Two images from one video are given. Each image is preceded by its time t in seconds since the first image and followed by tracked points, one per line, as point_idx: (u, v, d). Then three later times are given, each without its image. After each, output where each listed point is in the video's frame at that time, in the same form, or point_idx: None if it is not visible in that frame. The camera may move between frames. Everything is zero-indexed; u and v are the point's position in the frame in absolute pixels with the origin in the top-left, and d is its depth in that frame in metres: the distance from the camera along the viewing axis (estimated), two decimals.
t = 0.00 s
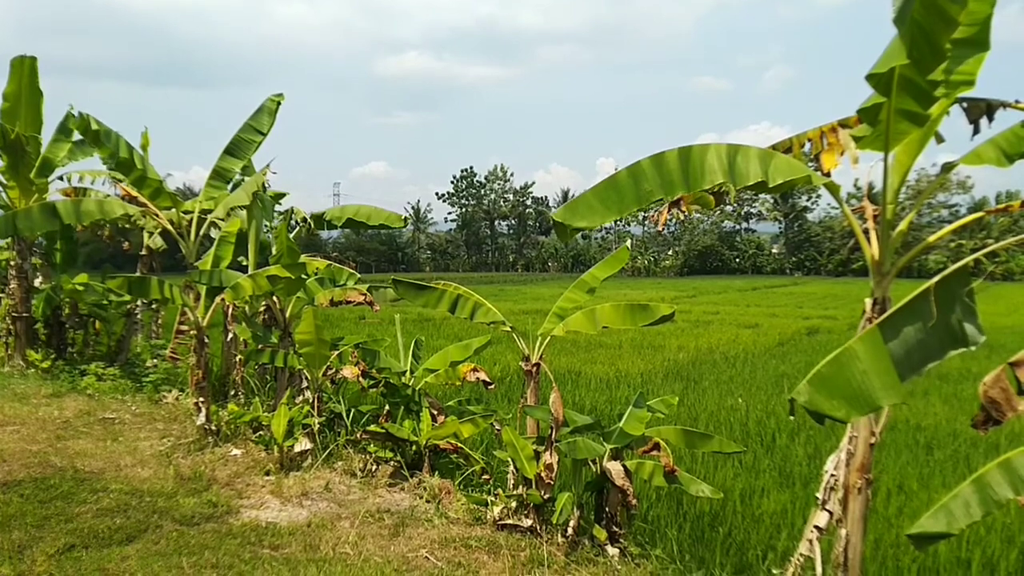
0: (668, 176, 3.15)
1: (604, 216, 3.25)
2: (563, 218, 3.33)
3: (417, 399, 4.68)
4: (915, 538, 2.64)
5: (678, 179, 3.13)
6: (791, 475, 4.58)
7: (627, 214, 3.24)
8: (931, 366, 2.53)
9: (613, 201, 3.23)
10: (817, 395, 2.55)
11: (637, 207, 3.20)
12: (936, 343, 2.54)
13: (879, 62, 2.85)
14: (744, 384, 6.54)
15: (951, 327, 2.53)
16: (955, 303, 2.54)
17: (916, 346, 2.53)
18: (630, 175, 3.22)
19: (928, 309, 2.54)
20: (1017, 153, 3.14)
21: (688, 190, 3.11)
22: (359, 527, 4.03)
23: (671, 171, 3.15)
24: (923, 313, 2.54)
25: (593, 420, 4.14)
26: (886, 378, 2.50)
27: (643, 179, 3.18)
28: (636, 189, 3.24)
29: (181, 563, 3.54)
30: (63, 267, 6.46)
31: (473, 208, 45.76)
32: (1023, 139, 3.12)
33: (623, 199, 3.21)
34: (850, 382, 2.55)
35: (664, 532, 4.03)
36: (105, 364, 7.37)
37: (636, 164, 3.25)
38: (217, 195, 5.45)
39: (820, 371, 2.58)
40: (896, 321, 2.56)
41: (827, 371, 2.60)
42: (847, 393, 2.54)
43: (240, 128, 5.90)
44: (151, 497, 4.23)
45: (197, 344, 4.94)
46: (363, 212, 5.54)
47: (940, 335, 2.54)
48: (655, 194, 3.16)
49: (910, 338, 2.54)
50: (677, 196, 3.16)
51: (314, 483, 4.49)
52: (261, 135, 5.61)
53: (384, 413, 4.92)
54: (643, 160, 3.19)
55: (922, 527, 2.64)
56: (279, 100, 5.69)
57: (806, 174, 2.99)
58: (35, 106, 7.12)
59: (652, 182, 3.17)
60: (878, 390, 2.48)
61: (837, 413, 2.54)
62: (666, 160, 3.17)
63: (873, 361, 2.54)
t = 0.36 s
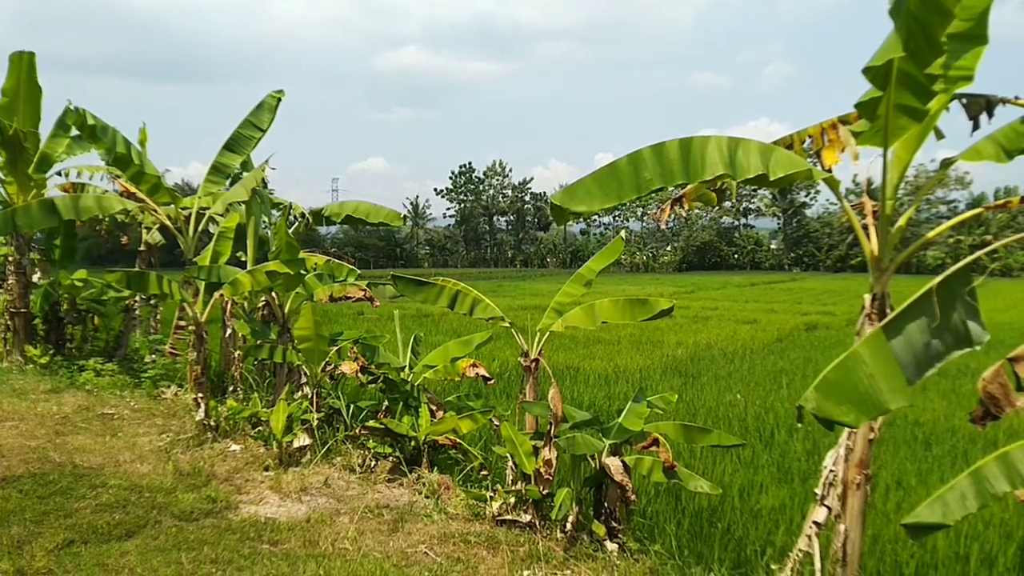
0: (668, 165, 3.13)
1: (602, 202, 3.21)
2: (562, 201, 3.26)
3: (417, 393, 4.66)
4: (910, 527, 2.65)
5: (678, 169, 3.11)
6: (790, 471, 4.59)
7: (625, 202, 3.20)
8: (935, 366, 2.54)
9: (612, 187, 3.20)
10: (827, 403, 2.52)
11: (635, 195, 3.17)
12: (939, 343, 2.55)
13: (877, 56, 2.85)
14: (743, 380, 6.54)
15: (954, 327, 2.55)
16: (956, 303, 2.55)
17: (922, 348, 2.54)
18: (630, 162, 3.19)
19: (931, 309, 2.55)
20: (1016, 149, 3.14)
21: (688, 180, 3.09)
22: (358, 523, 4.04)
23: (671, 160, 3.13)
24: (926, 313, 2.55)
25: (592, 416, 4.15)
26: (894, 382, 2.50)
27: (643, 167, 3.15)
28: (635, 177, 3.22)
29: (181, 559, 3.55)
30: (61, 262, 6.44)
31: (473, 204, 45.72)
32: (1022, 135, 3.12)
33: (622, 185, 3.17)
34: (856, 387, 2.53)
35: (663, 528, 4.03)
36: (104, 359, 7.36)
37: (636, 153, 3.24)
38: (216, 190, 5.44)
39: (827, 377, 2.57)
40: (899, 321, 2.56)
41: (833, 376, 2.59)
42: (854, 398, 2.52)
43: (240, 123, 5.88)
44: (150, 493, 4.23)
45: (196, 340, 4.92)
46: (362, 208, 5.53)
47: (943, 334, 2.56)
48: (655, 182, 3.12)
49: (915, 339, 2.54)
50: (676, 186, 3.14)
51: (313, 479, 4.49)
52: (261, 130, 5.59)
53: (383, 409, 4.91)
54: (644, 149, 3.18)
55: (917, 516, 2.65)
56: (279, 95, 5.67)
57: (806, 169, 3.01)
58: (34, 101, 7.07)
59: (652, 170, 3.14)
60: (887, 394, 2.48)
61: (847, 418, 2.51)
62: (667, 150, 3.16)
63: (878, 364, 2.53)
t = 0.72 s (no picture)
0: (671, 167, 3.14)
1: (610, 208, 3.22)
2: (570, 209, 3.27)
3: (416, 392, 4.66)
4: (909, 530, 2.65)
5: (681, 171, 3.11)
6: (789, 469, 4.59)
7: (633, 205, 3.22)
8: (937, 365, 2.54)
9: (618, 192, 3.21)
10: (828, 401, 2.52)
11: (642, 199, 3.18)
12: (940, 342, 2.55)
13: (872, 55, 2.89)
14: (742, 378, 6.54)
15: (954, 326, 2.55)
16: (956, 301, 2.55)
17: (923, 346, 2.54)
18: (634, 166, 3.19)
19: (932, 308, 2.56)
20: (1016, 148, 3.13)
21: (692, 183, 3.10)
22: (357, 521, 4.04)
23: (675, 162, 3.13)
24: (926, 312, 2.56)
25: (592, 414, 4.15)
26: (895, 379, 2.50)
27: (646, 170, 3.16)
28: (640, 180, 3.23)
29: (180, 557, 3.55)
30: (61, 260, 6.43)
31: (472, 202, 45.68)
32: (1022, 134, 3.11)
33: (627, 189, 3.18)
34: (858, 387, 2.53)
35: (662, 526, 4.03)
36: (103, 357, 7.35)
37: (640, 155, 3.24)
38: (215, 188, 5.42)
39: (828, 376, 2.57)
40: (899, 320, 2.57)
41: (835, 375, 2.58)
42: (855, 397, 2.52)
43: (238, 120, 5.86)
44: (149, 491, 4.23)
45: (195, 338, 4.92)
46: (361, 206, 5.52)
47: (944, 333, 2.55)
48: (660, 185, 3.14)
49: (917, 338, 2.54)
50: (680, 188, 3.15)
51: (312, 477, 4.49)
52: (259, 128, 5.57)
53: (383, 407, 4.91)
54: (647, 152, 3.18)
55: (916, 519, 2.65)
56: (277, 92, 5.66)
57: (806, 168, 3.00)
58: (32, 99, 7.06)
59: (657, 173, 3.15)
60: (889, 392, 2.48)
61: (849, 417, 2.50)
62: (670, 151, 3.16)
63: (880, 363, 2.53)
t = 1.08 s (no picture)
0: (675, 169, 3.14)
1: (615, 211, 3.22)
2: (575, 213, 3.31)
3: (417, 391, 4.67)
4: (906, 523, 2.65)
5: (685, 172, 3.11)
6: (790, 469, 4.59)
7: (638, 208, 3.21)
8: (932, 360, 2.54)
9: (623, 194, 3.21)
10: (823, 393, 2.53)
11: (647, 201, 3.18)
12: (938, 338, 2.54)
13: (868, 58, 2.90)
14: (743, 377, 6.54)
15: (953, 323, 2.54)
16: (956, 298, 2.54)
17: (919, 341, 2.54)
18: (638, 169, 3.18)
19: (931, 304, 2.54)
20: (1017, 148, 3.13)
21: (696, 184, 3.10)
22: (359, 520, 4.04)
23: (678, 164, 3.13)
24: (925, 308, 2.55)
25: (593, 414, 4.15)
26: (892, 372, 2.49)
27: (650, 172, 3.15)
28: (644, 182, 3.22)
29: (181, 556, 3.55)
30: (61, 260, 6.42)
31: (472, 202, 45.66)
32: (1023, 134, 3.11)
33: (633, 192, 3.18)
34: (854, 379, 2.53)
35: (664, 526, 4.03)
36: (104, 357, 7.35)
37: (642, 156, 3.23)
38: (216, 187, 5.41)
39: (824, 368, 2.58)
40: (897, 315, 2.56)
41: (831, 367, 2.59)
42: (851, 389, 2.53)
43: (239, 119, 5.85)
44: (151, 490, 4.23)
45: (196, 337, 4.91)
46: (362, 205, 5.51)
47: (941, 330, 2.55)
48: (664, 187, 3.14)
49: (914, 333, 2.54)
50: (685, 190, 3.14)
51: (313, 476, 4.49)
52: (259, 126, 5.56)
53: (384, 406, 4.91)
54: (651, 153, 3.17)
55: (913, 514, 2.65)
56: (278, 91, 5.65)
57: (808, 168, 3.01)
58: (34, 97, 7.05)
59: (661, 176, 3.15)
60: (885, 385, 2.48)
61: (845, 409, 2.52)
62: (672, 153, 3.15)
63: (877, 356, 2.53)
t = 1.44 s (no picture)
0: (681, 159, 3.14)
1: (622, 193, 3.15)
2: (580, 192, 3.18)
3: (421, 390, 4.66)
4: (914, 527, 2.64)
5: (692, 162, 3.11)
6: (794, 469, 4.58)
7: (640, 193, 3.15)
8: (939, 364, 2.53)
9: (628, 177, 3.16)
10: (830, 400, 2.52)
11: (651, 187, 3.12)
12: (943, 341, 2.54)
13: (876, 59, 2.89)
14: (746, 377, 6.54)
15: (959, 325, 2.53)
16: (961, 301, 2.53)
17: (925, 345, 2.54)
18: (646, 155, 3.18)
19: (935, 307, 2.55)
20: (1021, 148, 3.12)
21: (701, 174, 3.09)
22: (362, 519, 4.04)
23: (685, 155, 3.13)
24: (929, 311, 2.55)
25: (597, 413, 4.15)
26: (897, 378, 2.50)
27: (657, 160, 3.15)
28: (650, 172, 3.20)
29: (185, 555, 3.55)
30: (66, 259, 6.43)
31: (475, 202, 45.67)
32: None
33: (640, 177, 3.14)
34: (860, 386, 2.53)
35: (668, 526, 4.03)
36: (109, 356, 7.36)
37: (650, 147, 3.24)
38: (221, 186, 5.42)
39: (830, 374, 2.57)
40: (902, 320, 2.57)
41: (837, 374, 2.59)
42: (857, 396, 2.52)
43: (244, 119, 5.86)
44: (155, 489, 4.24)
45: (200, 336, 4.91)
46: (367, 205, 5.52)
47: (947, 333, 2.55)
48: (670, 175, 3.11)
49: (919, 337, 2.54)
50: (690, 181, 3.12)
51: (318, 475, 4.49)
52: (265, 126, 5.57)
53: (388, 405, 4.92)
54: (658, 142, 3.18)
55: (922, 517, 2.64)
56: (284, 91, 5.65)
57: (814, 165, 3.02)
58: (39, 97, 7.07)
59: (668, 164, 3.14)
60: (890, 391, 2.48)
61: (850, 416, 2.51)
62: (680, 144, 3.16)
63: (882, 362, 2.54)
